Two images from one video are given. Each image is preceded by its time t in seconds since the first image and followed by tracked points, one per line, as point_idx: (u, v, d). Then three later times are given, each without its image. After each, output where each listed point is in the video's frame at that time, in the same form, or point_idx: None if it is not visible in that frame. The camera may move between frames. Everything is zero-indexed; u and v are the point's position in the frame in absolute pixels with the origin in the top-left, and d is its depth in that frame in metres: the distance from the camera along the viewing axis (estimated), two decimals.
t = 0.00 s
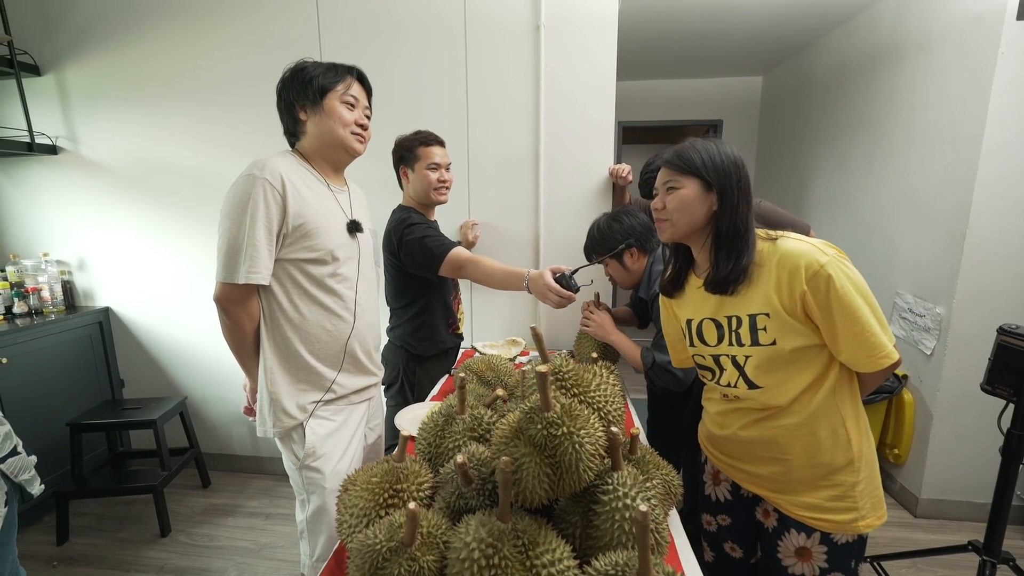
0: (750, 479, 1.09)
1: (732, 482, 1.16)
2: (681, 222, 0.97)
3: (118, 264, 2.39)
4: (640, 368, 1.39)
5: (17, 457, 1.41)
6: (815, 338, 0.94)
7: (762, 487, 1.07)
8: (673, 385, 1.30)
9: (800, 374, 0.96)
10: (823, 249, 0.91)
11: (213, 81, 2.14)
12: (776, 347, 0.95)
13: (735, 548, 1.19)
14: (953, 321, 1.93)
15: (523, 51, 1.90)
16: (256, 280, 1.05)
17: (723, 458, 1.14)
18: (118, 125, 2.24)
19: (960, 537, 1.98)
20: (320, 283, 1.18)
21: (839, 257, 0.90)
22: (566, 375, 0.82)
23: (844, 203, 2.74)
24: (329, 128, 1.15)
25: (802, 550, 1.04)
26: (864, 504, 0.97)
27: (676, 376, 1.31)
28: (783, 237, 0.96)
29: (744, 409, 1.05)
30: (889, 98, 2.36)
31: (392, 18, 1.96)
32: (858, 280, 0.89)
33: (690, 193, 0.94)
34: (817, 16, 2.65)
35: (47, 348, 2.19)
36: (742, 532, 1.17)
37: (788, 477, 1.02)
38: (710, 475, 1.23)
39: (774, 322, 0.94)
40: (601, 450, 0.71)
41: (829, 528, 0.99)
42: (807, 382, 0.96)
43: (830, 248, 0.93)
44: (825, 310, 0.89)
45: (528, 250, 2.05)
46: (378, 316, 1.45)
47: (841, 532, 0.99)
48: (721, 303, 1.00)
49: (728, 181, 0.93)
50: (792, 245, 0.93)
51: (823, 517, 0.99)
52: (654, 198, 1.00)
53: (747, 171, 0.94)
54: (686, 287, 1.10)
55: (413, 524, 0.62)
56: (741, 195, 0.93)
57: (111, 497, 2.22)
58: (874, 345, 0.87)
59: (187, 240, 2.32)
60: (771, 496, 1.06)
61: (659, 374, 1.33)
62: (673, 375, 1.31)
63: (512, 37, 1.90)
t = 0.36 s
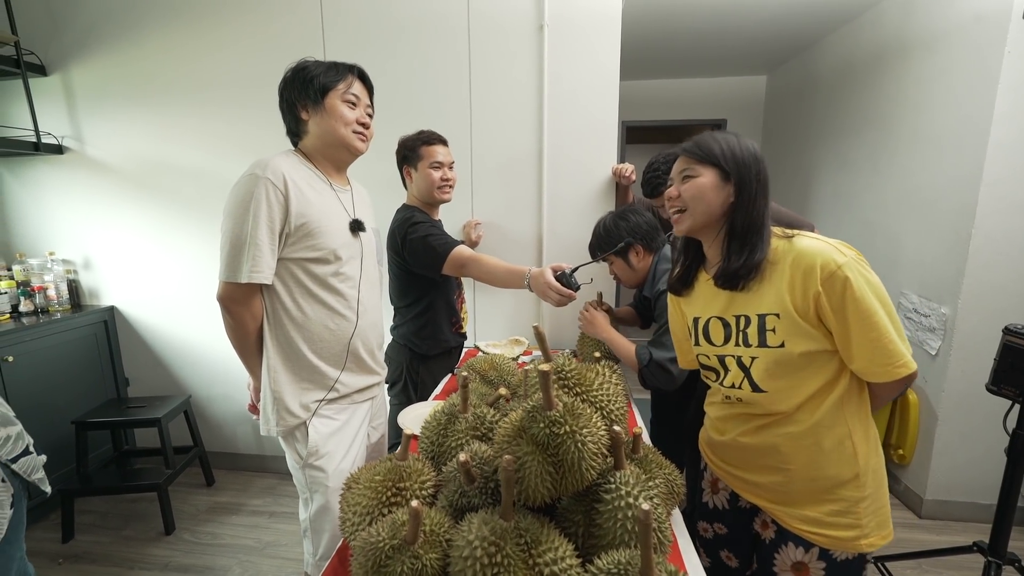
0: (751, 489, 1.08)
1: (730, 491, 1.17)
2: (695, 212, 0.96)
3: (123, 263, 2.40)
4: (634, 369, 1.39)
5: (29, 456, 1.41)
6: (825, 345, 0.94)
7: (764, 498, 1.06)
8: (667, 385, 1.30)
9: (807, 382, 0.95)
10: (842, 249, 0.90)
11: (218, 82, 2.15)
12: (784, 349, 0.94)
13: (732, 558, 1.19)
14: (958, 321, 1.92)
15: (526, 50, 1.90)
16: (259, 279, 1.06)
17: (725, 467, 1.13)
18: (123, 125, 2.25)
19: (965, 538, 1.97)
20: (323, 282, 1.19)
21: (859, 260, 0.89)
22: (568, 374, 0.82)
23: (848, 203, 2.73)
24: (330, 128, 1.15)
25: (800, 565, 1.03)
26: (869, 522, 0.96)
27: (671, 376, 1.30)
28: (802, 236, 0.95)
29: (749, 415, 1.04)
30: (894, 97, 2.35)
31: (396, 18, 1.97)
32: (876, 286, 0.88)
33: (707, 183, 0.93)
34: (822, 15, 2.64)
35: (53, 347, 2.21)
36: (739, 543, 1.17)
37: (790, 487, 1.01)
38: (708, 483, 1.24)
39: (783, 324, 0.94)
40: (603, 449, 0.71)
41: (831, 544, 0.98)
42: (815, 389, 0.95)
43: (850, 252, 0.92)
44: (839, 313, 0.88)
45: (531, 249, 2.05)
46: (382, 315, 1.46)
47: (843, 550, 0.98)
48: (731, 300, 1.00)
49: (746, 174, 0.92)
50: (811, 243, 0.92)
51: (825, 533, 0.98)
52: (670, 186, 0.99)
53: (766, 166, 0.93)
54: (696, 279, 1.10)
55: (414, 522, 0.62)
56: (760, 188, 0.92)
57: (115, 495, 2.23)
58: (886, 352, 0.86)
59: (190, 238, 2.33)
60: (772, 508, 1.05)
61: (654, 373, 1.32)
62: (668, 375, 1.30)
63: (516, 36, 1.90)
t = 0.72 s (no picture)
0: (718, 484, 1.08)
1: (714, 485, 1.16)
2: (730, 200, 0.94)
3: (128, 262, 2.42)
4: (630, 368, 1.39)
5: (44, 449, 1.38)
6: (798, 353, 0.88)
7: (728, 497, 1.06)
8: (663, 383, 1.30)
9: (774, 388, 0.91)
10: (835, 256, 0.82)
11: (222, 81, 2.15)
12: (752, 346, 0.93)
13: (719, 553, 1.18)
14: (962, 322, 1.92)
15: (529, 49, 1.91)
16: (264, 278, 1.06)
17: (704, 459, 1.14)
18: (128, 124, 2.26)
19: (968, 538, 1.97)
20: (327, 280, 1.19)
21: (850, 271, 0.81)
22: (572, 372, 0.82)
23: (851, 203, 2.73)
24: (333, 127, 1.16)
25: (760, 569, 1.01)
26: (825, 545, 0.91)
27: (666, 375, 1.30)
28: (817, 238, 0.88)
29: (724, 411, 1.03)
30: (897, 97, 2.34)
31: (399, 18, 1.97)
32: (860, 301, 0.79)
33: (746, 173, 0.91)
34: (825, 14, 2.64)
35: (58, 345, 2.22)
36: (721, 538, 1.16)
37: (751, 490, 0.99)
38: (697, 474, 1.23)
39: (756, 322, 0.92)
40: (607, 448, 0.71)
41: (782, 554, 0.96)
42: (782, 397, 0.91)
43: (856, 265, 0.83)
44: (810, 321, 0.83)
45: (533, 249, 2.05)
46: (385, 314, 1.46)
47: (795, 564, 0.95)
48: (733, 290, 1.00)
49: (789, 166, 0.89)
50: (808, 246, 0.85)
51: (776, 542, 0.96)
52: (707, 170, 0.98)
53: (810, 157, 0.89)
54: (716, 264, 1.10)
55: (419, 519, 0.63)
56: (801, 183, 0.90)
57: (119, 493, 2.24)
58: (850, 373, 0.79)
59: (194, 236, 2.34)
60: (735, 507, 1.05)
61: (650, 371, 1.32)
62: (664, 375, 1.30)
63: (519, 36, 1.90)
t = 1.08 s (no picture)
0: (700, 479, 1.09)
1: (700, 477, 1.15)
2: (726, 201, 0.95)
3: (127, 261, 2.42)
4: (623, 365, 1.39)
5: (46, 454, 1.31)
6: (763, 358, 0.87)
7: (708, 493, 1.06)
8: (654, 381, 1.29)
9: (739, 391, 0.91)
10: (798, 265, 0.80)
11: (222, 81, 2.16)
12: (723, 347, 0.94)
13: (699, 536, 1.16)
14: (959, 321, 1.92)
15: (528, 49, 1.91)
16: (261, 274, 1.07)
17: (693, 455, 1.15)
18: (127, 123, 2.27)
19: (965, 537, 1.97)
20: (324, 277, 1.20)
21: (811, 281, 0.78)
22: (567, 368, 0.83)
23: (850, 202, 2.73)
24: (329, 124, 1.17)
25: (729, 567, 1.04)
26: (786, 551, 0.90)
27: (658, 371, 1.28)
28: (802, 243, 0.84)
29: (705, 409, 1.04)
30: (895, 96, 2.35)
31: (398, 18, 1.98)
32: (818, 312, 0.76)
33: (741, 176, 0.91)
34: (824, 14, 2.64)
35: (57, 343, 2.22)
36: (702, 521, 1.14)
37: (721, 489, 0.99)
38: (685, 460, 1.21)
39: (729, 324, 0.93)
40: (600, 443, 0.72)
41: (748, 555, 0.96)
42: (748, 401, 0.90)
43: (825, 275, 0.79)
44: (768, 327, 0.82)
45: (531, 248, 2.05)
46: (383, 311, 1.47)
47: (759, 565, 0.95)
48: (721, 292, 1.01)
49: (786, 171, 0.88)
50: (779, 253, 0.83)
51: (741, 541, 0.96)
52: (706, 172, 0.99)
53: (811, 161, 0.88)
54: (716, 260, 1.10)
55: (413, 512, 0.63)
56: (797, 188, 0.89)
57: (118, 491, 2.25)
58: (798, 383, 0.77)
59: (193, 235, 2.35)
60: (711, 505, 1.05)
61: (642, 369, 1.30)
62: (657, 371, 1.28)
63: (518, 35, 1.91)
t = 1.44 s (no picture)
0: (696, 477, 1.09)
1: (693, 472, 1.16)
2: (701, 202, 0.96)
3: (125, 261, 2.42)
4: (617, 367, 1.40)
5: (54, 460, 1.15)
6: (747, 359, 0.87)
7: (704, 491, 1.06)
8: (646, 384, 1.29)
9: (727, 392, 0.92)
10: (771, 265, 0.80)
11: (219, 81, 2.16)
12: (709, 349, 0.95)
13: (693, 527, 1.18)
14: (956, 321, 1.92)
15: (525, 49, 1.91)
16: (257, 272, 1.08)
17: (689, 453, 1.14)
18: (125, 124, 2.27)
19: (962, 537, 1.97)
20: (320, 277, 1.20)
21: (783, 279, 0.78)
22: (562, 367, 0.83)
23: (847, 202, 2.74)
24: (327, 123, 1.17)
25: (727, 566, 1.03)
26: (779, 546, 0.90)
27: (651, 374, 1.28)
28: (776, 243, 0.84)
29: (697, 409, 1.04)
30: (893, 97, 2.35)
31: (396, 18, 1.98)
32: (792, 310, 0.76)
33: (715, 178, 0.91)
34: (821, 14, 2.64)
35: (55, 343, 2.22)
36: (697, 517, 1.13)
37: (716, 488, 0.99)
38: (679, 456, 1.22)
39: (712, 326, 0.94)
40: (593, 442, 0.72)
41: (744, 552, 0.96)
42: (735, 401, 0.91)
43: (797, 271, 0.79)
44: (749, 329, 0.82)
45: (528, 248, 2.05)
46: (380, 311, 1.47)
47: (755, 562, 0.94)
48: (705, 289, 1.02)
49: (759, 176, 0.88)
50: (753, 253, 0.83)
51: (737, 539, 0.96)
52: (684, 173, 0.99)
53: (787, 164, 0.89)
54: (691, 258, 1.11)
55: (406, 510, 0.63)
56: (770, 194, 0.89)
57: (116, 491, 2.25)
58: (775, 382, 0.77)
59: (191, 235, 2.35)
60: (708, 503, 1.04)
61: (634, 371, 1.31)
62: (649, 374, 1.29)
63: (515, 35, 1.91)
